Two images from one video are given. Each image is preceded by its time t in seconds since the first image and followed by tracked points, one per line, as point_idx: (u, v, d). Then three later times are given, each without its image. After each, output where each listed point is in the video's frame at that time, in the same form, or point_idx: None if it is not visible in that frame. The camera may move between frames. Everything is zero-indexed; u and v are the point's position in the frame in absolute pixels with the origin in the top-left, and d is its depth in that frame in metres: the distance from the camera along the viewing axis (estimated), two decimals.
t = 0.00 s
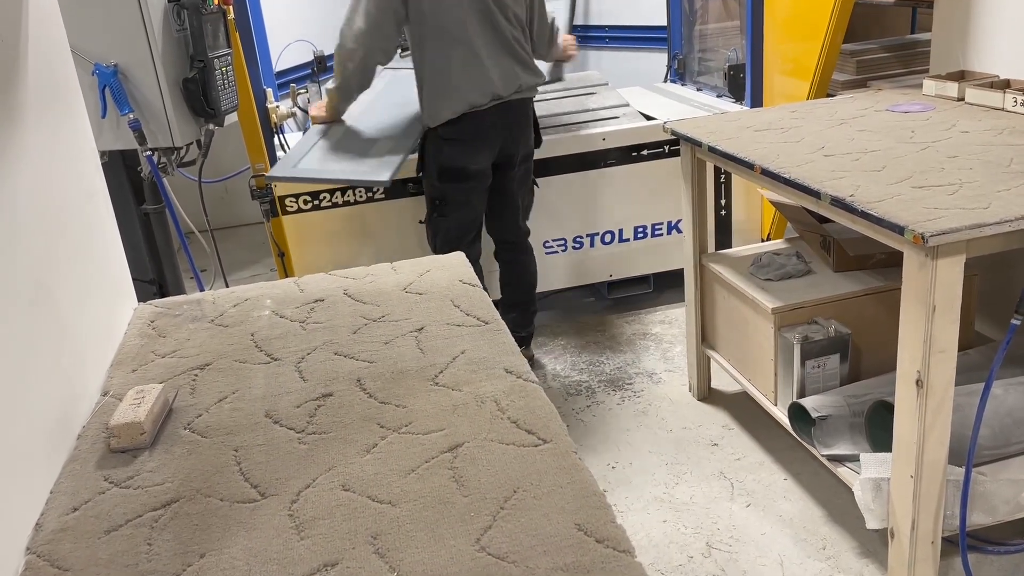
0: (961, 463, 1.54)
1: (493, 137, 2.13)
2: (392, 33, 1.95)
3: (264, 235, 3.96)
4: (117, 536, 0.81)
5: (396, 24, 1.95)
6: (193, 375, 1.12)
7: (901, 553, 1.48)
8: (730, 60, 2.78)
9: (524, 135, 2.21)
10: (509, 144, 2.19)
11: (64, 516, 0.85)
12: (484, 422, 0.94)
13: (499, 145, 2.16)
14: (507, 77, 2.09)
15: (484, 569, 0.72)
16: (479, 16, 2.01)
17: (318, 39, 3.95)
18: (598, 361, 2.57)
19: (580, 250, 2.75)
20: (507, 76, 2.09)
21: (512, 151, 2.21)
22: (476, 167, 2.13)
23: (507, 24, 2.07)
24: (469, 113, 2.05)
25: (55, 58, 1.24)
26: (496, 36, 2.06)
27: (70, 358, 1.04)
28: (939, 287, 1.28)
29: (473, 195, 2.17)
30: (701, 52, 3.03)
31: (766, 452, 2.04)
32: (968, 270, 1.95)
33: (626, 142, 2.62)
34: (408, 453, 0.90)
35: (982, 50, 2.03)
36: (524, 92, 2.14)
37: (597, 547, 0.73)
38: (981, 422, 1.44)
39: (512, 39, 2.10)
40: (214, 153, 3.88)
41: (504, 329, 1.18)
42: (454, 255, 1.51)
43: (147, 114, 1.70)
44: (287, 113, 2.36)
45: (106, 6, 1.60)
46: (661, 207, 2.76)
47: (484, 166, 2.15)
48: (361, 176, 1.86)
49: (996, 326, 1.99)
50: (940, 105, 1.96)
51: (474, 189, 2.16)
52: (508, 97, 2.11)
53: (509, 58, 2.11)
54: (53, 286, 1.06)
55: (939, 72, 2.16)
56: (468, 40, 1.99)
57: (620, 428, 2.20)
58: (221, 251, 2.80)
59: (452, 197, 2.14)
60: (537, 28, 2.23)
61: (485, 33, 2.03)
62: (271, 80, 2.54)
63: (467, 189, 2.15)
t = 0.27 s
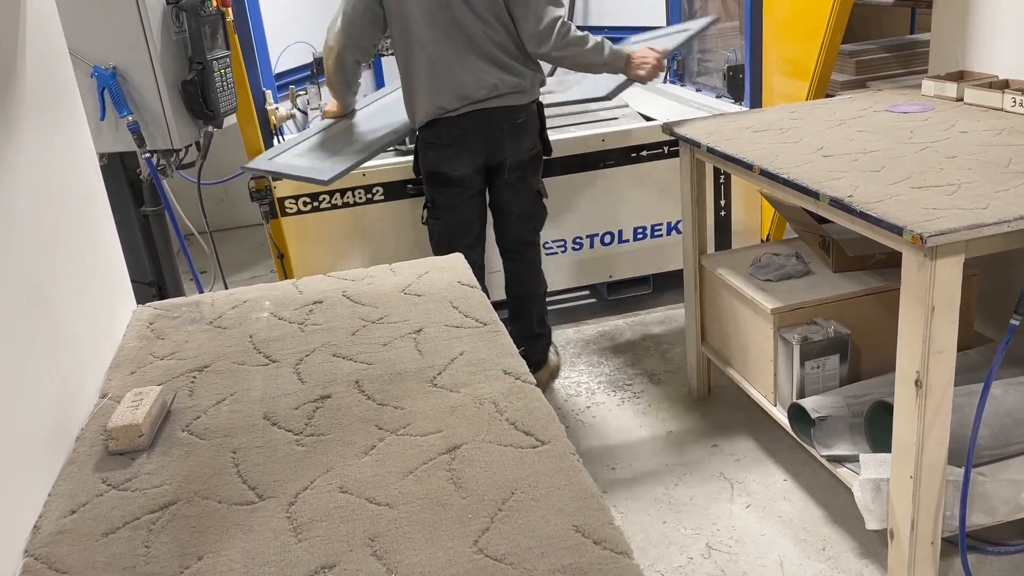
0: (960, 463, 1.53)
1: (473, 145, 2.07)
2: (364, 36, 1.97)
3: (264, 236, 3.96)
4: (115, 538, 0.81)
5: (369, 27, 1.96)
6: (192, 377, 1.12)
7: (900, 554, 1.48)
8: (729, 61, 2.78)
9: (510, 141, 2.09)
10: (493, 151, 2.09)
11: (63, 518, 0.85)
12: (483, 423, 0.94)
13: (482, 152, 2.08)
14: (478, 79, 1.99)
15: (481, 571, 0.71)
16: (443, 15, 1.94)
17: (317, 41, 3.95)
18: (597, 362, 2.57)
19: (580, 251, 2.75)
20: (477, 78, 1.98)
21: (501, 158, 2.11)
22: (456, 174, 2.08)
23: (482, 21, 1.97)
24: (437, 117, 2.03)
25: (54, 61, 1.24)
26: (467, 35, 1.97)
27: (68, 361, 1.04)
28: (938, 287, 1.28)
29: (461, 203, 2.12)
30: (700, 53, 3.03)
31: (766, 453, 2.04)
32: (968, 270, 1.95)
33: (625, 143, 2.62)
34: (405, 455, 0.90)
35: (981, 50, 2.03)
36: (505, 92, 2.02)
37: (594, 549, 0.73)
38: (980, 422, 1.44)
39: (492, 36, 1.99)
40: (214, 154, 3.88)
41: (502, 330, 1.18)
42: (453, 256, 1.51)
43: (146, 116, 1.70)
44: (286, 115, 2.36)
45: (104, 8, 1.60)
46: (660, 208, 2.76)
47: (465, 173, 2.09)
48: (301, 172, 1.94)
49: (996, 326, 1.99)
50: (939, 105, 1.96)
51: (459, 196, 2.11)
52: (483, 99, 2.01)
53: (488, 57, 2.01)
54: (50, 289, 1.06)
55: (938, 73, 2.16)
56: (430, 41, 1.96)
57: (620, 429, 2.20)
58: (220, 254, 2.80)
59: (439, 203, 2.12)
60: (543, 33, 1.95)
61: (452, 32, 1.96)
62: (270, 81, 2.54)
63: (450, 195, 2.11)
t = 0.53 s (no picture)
0: (959, 464, 1.53)
1: (483, 152, 2.04)
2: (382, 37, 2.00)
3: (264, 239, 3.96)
4: (115, 541, 0.81)
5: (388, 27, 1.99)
6: (191, 380, 1.12)
7: (900, 555, 1.48)
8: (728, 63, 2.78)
9: (523, 151, 2.04)
10: (506, 160, 2.06)
11: (63, 520, 0.85)
12: (481, 425, 0.94)
13: (494, 160, 2.05)
14: (488, 85, 1.96)
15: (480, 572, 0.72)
16: (456, 20, 1.93)
17: (317, 43, 3.95)
18: (597, 365, 2.57)
19: (579, 253, 2.76)
20: (487, 85, 1.96)
21: (514, 167, 2.07)
22: (466, 178, 2.06)
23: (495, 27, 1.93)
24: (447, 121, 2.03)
25: (54, 64, 1.24)
26: (479, 40, 1.94)
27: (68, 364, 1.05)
28: (936, 289, 1.29)
29: (470, 208, 2.10)
30: (700, 55, 3.03)
31: (766, 455, 2.04)
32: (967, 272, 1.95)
33: (624, 145, 2.63)
34: (404, 457, 0.90)
35: (979, 52, 2.03)
36: (515, 101, 1.98)
37: (593, 550, 0.73)
38: (979, 423, 1.44)
39: (507, 43, 1.95)
40: (214, 157, 3.88)
41: (501, 332, 1.18)
42: (453, 259, 1.51)
43: (145, 119, 1.70)
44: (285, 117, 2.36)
45: (104, 12, 1.61)
46: (660, 209, 2.76)
47: (476, 179, 2.06)
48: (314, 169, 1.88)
49: (995, 328, 1.99)
50: (938, 107, 1.96)
51: (468, 201, 2.09)
52: (493, 106, 1.98)
53: (502, 64, 1.97)
54: (50, 291, 1.06)
55: (937, 74, 2.16)
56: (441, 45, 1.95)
57: (621, 432, 2.20)
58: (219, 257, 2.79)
59: (450, 204, 2.12)
60: (563, 31, 1.85)
61: (464, 37, 1.94)
62: (269, 84, 2.54)
63: (460, 198, 2.10)
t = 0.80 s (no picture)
0: (960, 466, 1.54)
1: (509, 157, 2.05)
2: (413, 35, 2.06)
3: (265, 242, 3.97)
4: (118, 542, 0.82)
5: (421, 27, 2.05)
6: (193, 383, 1.13)
7: (900, 557, 1.48)
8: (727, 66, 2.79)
9: (546, 156, 2.05)
10: (530, 165, 2.06)
11: (66, 523, 0.86)
12: (483, 427, 0.95)
13: (519, 166, 2.06)
14: (513, 94, 1.97)
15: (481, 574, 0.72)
16: (480, 29, 1.95)
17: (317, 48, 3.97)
18: (598, 368, 2.57)
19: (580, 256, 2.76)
20: (511, 93, 1.97)
21: (539, 171, 2.07)
22: (492, 182, 2.08)
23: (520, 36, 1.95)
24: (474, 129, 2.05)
25: (56, 69, 1.25)
26: (503, 49, 1.96)
27: (70, 367, 1.05)
28: (936, 291, 1.29)
29: (493, 211, 2.11)
30: (699, 58, 3.04)
31: (767, 457, 2.05)
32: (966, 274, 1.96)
33: (624, 149, 2.64)
34: (406, 459, 0.90)
35: (977, 55, 2.04)
36: (540, 109, 1.99)
37: (594, 551, 0.74)
38: (979, 425, 1.45)
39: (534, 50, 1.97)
40: (214, 161, 3.89)
41: (502, 335, 1.18)
42: (453, 261, 1.52)
43: (147, 123, 1.71)
44: (286, 121, 2.37)
45: (106, 16, 1.61)
46: (660, 212, 2.76)
47: (503, 182, 2.07)
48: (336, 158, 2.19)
49: (994, 330, 1.99)
50: (936, 110, 1.97)
51: (491, 204, 2.10)
52: (518, 115, 1.99)
53: (528, 72, 1.98)
54: (52, 295, 1.06)
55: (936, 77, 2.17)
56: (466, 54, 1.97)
57: (622, 435, 2.20)
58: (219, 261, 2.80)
59: (475, 206, 2.13)
60: (598, 26, 1.88)
61: (488, 46, 1.96)
62: (270, 88, 2.55)
63: (484, 201, 2.11)
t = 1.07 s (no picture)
0: (960, 470, 1.54)
1: (515, 162, 2.07)
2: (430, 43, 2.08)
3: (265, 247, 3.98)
4: (119, 548, 0.82)
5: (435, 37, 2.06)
6: (194, 388, 1.13)
7: (901, 561, 1.48)
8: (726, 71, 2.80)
9: (552, 161, 2.06)
10: (537, 169, 2.08)
11: (67, 528, 0.86)
12: (483, 432, 0.95)
13: (525, 170, 2.07)
14: (518, 103, 1.98)
15: None
16: (494, 38, 1.97)
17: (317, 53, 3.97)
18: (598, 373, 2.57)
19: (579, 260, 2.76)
20: (517, 102, 1.98)
21: (545, 174, 2.09)
22: (500, 184, 2.09)
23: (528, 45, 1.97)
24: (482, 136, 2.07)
25: (57, 75, 1.25)
26: (511, 58, 1.98)
27: (71, 373, 1.05)
28: (935, 295, 1.29)
29: (503, 213, 2.14)
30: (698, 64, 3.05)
31: (767, 461, 2.05)
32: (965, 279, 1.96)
33: (623, 154, 2.64)
34: (407, 464, 0.90)
35: (976, 60, 2.05)
36: (546, 118, 2.00)
37: (595, 555, 0.74)
38: (979, 429, 1.45)
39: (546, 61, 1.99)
40: (214, 166, 3.90)
41: (503, 339, 1.18)
42: (453, 266, 1.52)
43: (147, 128, 1.71)
44: (287, 127, 2.38)
45: (107, 22, 1.62)
46: (659, 217, 2.77)
47: (510, 184, 2.09)
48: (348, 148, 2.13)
49: (993, 334, 2.00)
50: (935, 115, 1.98)
51: (501, 206, 2.13)
52: (526, 123, 2.01)
53: (537, 82, 2.00)
54: (53, 300, 1.06)
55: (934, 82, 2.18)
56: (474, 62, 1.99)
57: (623, 440, 2.20)
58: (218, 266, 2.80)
59: (485, 206, 2.16)
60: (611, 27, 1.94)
61: (496, 55, 1.98)
62: (270, 93, 2.56)
63: (495, 203, 2.13)
